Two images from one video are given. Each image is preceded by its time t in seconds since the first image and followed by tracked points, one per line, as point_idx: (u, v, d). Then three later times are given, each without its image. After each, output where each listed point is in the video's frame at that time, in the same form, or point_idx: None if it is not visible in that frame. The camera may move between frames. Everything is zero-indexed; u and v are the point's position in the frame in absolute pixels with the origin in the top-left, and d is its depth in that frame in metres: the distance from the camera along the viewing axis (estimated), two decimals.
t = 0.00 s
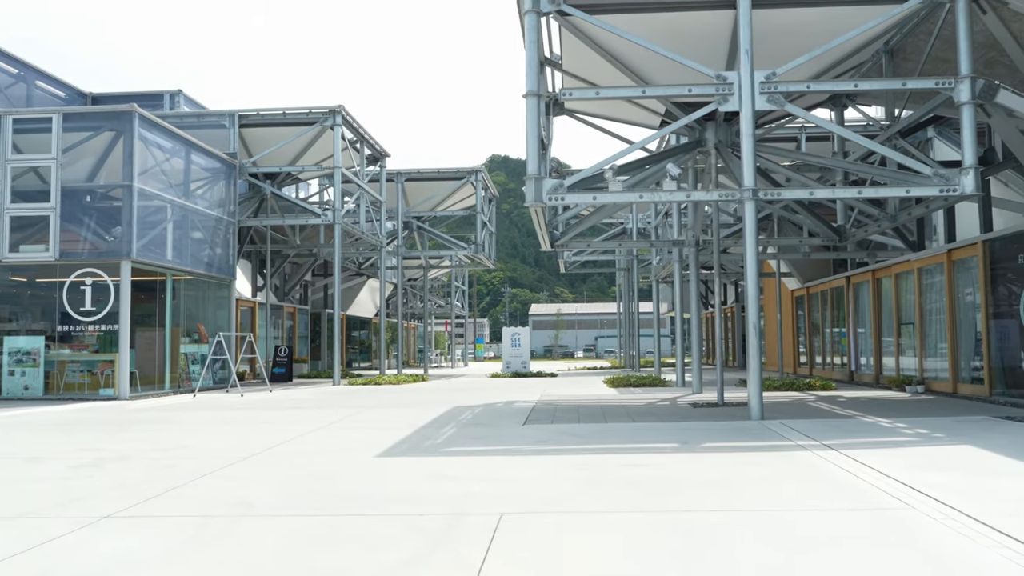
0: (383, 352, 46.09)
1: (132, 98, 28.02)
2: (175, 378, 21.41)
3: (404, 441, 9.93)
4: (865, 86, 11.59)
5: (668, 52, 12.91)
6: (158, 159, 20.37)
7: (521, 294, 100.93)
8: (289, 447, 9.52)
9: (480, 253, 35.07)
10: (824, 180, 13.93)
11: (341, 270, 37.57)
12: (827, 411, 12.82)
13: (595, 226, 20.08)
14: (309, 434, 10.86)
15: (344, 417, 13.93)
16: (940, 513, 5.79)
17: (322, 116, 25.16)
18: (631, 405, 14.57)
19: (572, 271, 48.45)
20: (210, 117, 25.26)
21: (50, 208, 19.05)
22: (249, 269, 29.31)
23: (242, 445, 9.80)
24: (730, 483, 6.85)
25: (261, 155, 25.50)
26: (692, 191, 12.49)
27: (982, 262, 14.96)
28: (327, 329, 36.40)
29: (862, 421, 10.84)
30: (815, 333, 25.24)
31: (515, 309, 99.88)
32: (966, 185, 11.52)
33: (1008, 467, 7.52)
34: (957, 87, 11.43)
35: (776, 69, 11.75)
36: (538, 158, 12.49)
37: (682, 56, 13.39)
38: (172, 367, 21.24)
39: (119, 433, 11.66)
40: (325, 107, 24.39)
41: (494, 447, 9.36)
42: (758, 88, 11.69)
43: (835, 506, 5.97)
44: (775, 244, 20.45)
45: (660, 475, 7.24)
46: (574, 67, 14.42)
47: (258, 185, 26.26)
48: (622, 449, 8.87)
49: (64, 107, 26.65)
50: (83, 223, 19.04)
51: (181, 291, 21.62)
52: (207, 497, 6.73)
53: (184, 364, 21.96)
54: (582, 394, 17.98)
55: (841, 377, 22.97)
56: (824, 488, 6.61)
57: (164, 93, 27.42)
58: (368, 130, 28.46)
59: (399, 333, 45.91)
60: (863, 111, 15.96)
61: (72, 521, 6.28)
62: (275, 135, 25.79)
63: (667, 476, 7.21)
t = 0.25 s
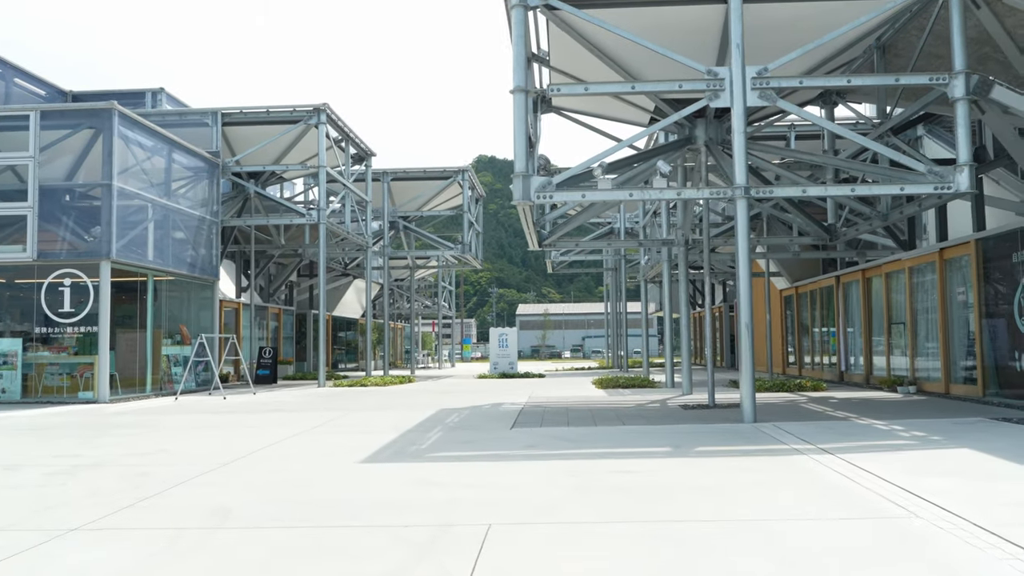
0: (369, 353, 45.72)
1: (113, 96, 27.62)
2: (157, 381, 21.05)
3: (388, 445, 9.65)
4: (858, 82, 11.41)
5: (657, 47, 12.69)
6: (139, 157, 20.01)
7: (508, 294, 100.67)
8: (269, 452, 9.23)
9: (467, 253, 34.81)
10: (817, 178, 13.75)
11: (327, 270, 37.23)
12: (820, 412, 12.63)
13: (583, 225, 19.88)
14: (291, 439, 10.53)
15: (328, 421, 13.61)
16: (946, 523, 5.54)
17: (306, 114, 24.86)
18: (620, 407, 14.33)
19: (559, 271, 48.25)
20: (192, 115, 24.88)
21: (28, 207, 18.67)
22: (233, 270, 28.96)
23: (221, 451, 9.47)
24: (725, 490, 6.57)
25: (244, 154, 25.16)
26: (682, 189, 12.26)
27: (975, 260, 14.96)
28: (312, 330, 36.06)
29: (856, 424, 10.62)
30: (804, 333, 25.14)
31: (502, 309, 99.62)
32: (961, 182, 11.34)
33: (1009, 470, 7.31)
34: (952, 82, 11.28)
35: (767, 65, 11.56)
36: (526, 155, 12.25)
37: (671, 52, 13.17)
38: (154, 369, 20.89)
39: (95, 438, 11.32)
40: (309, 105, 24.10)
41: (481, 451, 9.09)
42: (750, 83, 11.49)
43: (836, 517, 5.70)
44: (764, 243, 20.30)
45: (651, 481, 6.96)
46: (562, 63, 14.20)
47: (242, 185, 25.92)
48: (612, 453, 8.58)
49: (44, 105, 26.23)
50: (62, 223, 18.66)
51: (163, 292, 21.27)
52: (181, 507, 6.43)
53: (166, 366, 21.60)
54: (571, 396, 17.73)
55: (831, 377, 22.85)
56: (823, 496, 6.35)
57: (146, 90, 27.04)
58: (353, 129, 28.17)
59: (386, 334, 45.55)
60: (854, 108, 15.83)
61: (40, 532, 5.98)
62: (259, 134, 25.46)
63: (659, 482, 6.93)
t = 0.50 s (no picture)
0: (359, 355, 45.42)
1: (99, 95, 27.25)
2: (143, 384, 20.72)
3: (374, 452, 9.34)
4: (859, 80, 11.21)
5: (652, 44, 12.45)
6: (124, 157, 19.67)
7: (499, 296, 100.25)
8: (252, 460, 8.90)
9: (458, 255, 34.52)
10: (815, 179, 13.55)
11: (317, 272, 36.91)
12: (818, 417, 12.39)
13: (577, 226, 19.65)
14: (275, 446, 10.19)
15: (315, 426, 13.27)
16: (960, 538, 5.25)
17: (295, 113, 24.55)
18: (614, 412, 14.06)
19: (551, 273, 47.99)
20: (179, 114, 24.52)
21: (10, 207, 18.31)
22: (221, 271, 28.61)
23: (202, 459, 9.13)
24: (726, 503, 6.26)
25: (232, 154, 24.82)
26: (679, 189, 12.02)
27: (974, 263, 14.77)
28: (302, 332, 35.72)
29: (856, 430, 10.33)
30: (797, 336, 24.98)
31: (493, 311, 99.35)
32: (963, 183, 11.15)
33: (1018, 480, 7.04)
34: (955, 81, 11.19)
35: (765, 63, 11.35)
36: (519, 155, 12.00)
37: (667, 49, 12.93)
38: (140, 372, 20.56)
39: (75, 444, 10.99)
40: (298, 104, 23.79)
41: (469, 459, 8.79)
42: (747, 82, 11.28)
43: (844, 534, 5.40)
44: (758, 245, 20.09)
45: (649, 493, 6.64)
46: (555, 61, 13.95)
47: (230, 185, 25.60)
48: (607, 461, 8.25)
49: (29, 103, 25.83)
50: (45, 223, 18.31)
51: (148, 294, 20.92)
52: (155, 522, 6.09)
53: (152, 369, 21.25)
54: (563, 399, 17.44)
55: (826, 380, 22.64)
56: (828, 509, 6.06)
57: (133, 89, 26.68)
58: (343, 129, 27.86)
59: (376, 336, 45.22)
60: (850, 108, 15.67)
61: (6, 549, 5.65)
62: (247, 134, 25.14)
63: (657, 493, 6.61)
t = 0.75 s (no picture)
0: (352, 359, 45.13)
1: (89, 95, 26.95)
2: (131, 388, 20.45)
3: (367, 459, 9.10)
4: (860, 80, 11.02)
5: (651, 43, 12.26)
6: (114, 157, 19.39)
7: (492, 300, 99.94)
8: (241, 467, 8.65)
9: (452, 258, 34.28)
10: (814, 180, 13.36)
11: (309, 275, 36.64)
12: (818, 423, 12.19)
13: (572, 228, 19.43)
14: (265, 451, 9.92)
15: (307, 431, 13.00)
16: (981, 551, 5.03)
17: (287, 114, 24.28)
18: (610, 417, 13.84)
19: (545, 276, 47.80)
20: (170, 115, 24.24)
21: None
22: (213, 274, 28.33)
23: (189, 465, 8.86)
24: (733, 513, 6.02)
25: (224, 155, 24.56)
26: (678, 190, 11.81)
27: (976, 266, 14.60)
28: (295, 336, 35.43)
29: (859, 436, 10.13)
30: (794, 339, 24.81)
31: (486, 314, 99.08)
32: (966, 184, 10.97)
33: None
34: (958, 81, 10.99)
35: (766, 62, 11.16)
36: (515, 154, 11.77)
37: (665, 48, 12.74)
38: (129, 375, 20.29)
39: (60, 450, 10.73)
40: (291, 105, 23.55)
41: (465, 466, 8.56)
42: (748, 81, 11.09)
43: (858, 547, 5.17)
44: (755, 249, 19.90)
45: (651, 502, 6.40)
46: (552, 61, 13.75)
47: (222, 187, 25.33)
48: (607, 469, 8.00)
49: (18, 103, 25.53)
50: (32, 224, 18.00)
51: (137, 297, 20.63)
52: (137, 534, 5.83)
53: (141, 373, 20.96)
54: (558, 404, 17.22)
55: (823, 385, 22.47)
56: (839, 521, 5.84)
57: (123, 90, 26.40)
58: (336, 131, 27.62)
59: (369, 339, 44.94)
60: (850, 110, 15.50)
61: None
62: (239, 135, 24.87)
63: (660, 503, 6.38)
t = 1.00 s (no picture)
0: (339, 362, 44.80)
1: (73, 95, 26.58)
2: (114, 393, 20.12)
3: (355, 468, 8.83)
4: (858, 81, 10.84)
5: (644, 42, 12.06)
6: (97, 158, 19.05)
7: (480, 302, 99.63)
8: (225, 478, 8.37)
9: (441, 261, 34.03)
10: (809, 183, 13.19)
11: (296, 277, 36.32)
12: (814, 429, 12.00)
13: (563, 230, 19.22)
14: (249, 461, 9.64)
15: (293, 438, 12.71)
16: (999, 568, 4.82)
17: (275, 115, 23.98)
18: (603, 423, 13.61)
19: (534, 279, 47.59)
20: (155, 116, 23.90)
21: None
22: (197, 277, 28.01)
23: (170, 476, 8.57)
24: (736, 528, 5.78)
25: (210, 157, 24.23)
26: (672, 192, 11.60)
27: (970, 269, 14.46)
28: (282, 339, 35.10)
29: (857, 443, 9.94)
30: (784, 343, 24.68)
31: (474, 317, 98.82)
32: (965, 187, 10.82)
33: None
34: (955, 83, 10.83)
35: (762, 62, 10.97)
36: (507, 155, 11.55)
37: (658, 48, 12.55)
38: (112, 380, 19.98)
39: (38, 459, 10.43)
40: (278, 106, 23.25)
41: (456, 476, 8.30)
42: (743, 82, 10.91)
43: (868, 566, 4.95)
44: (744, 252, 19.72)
45: (651, 516, 6.17)
46: (543, 60, 13.54)
47: (208, 189, 25.00)
48: (603, 479, 7.75)
49: None
50: (13, 225, 17.66)
51: (121, 300, 20.29)
52: (112, 550, 5.56)
53: (124, 377, 20.62)
54: (549, 409, 16.99)
55: (813, 389, 22.31)
56: (848, 538, 5.60)
57: (108, 90, 26.04)
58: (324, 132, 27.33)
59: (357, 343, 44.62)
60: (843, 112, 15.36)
61: None
62: (225, 135, 24.56)
63: (660, 517, 6.15)
